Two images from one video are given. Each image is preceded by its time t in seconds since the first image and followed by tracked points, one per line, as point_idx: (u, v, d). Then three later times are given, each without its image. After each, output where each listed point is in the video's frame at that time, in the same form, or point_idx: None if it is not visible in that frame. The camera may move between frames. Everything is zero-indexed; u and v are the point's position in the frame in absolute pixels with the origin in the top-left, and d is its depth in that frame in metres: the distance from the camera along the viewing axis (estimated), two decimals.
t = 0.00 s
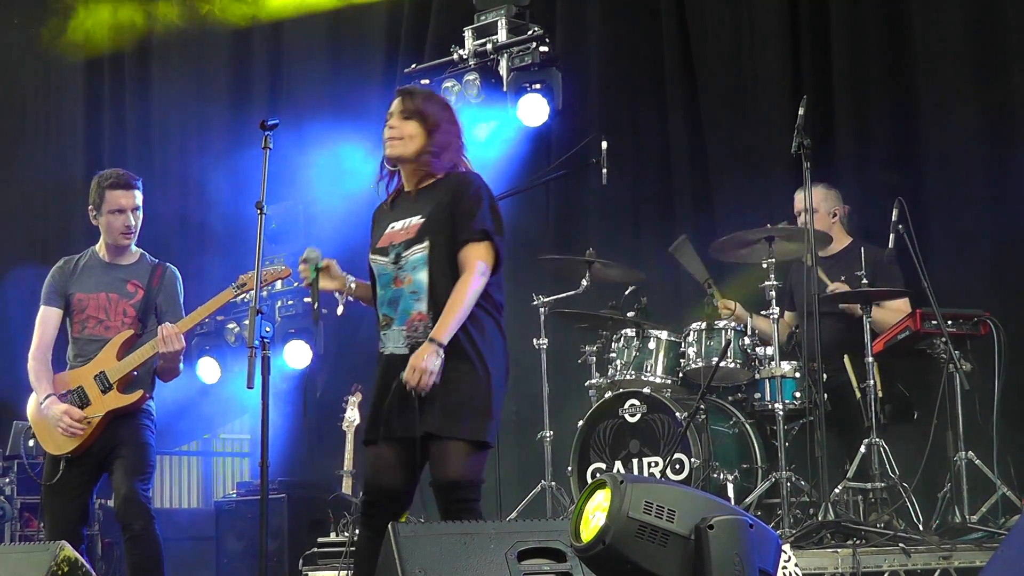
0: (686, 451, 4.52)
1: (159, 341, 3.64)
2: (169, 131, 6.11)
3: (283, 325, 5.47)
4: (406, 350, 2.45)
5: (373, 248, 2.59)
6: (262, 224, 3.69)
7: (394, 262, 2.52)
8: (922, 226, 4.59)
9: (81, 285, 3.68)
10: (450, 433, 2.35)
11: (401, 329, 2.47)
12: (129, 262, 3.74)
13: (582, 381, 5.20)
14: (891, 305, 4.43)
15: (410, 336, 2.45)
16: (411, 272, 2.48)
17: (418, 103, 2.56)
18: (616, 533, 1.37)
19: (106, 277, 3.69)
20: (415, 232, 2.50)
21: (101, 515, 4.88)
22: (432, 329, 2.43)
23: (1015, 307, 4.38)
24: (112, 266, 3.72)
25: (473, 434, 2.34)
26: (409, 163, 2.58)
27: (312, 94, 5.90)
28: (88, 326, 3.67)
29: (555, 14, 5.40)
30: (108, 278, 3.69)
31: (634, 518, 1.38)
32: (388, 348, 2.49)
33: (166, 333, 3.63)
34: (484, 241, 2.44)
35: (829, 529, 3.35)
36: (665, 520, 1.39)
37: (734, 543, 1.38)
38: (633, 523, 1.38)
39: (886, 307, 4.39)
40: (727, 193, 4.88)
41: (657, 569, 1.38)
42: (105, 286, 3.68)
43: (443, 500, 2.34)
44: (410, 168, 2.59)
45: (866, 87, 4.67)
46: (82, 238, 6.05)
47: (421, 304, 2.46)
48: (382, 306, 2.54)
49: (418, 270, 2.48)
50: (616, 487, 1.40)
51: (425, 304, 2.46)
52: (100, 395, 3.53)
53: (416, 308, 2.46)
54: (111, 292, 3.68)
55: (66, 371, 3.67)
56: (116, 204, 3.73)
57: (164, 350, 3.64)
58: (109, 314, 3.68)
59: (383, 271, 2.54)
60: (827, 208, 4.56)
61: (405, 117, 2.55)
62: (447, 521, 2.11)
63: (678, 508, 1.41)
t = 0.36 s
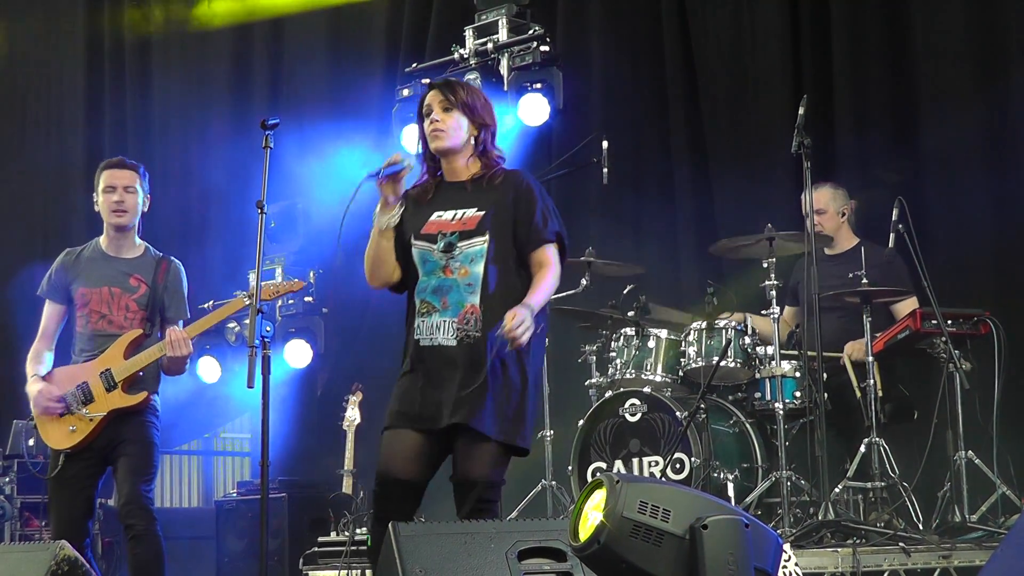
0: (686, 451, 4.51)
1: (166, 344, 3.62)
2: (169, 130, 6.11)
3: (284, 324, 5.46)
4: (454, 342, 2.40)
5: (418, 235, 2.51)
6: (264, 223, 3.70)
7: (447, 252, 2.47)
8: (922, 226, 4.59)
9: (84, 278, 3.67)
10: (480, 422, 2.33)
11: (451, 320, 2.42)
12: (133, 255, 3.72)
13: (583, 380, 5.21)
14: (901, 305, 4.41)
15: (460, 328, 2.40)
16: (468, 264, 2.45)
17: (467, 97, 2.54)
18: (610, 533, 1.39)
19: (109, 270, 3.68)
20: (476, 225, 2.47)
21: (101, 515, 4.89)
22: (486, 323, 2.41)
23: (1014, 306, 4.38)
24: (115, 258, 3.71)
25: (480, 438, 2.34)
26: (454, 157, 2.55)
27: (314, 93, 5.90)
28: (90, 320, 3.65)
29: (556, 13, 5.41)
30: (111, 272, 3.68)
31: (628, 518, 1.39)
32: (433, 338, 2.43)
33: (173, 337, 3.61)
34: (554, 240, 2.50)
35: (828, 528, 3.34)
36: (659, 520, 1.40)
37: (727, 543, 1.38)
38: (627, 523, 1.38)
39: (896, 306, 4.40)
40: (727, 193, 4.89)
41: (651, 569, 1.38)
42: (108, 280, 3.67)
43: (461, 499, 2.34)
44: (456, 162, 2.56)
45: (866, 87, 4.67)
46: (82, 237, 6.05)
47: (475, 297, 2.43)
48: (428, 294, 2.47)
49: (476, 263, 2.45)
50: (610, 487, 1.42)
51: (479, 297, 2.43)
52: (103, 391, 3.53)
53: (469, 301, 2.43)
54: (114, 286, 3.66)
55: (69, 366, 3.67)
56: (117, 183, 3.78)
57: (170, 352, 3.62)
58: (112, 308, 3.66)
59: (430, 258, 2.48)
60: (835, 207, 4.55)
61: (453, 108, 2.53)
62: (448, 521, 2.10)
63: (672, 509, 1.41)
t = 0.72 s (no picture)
0: (685, 453, 4.48)
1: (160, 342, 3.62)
2: (169, 132, 6.11)
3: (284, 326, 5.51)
4: (478, 328, 2.33)
5: (439, 220, 2.45)
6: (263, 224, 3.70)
7: (470, 239, 2.40)
8: (921, 228, 4.59)
9: (79, 273, 3.69)
10: (502, 410, 2.28)
11: (476, 306, 2.35)
12: (127, 251, 3.71)
13: (582, 383, 5.20)
14: (900, 306, 4.44)
15: (484, 313, 2.34)
16: (493, 249, 2.38)
17: (483, 97, 2.48)
18: (604, 535, 1.41)
19: (101, 265, 3.68)
20: (501, 212, 2.41)
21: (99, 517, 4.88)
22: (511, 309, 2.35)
23: (1014, 309, 4.38)
24: (109, 254, 3.72)
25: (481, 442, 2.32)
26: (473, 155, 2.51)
27: (315, 95, 5.90)
28: (84, 314, 3.67)
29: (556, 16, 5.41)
30: (103, 267, 3.67)
31: (621, 521, 1.42)
32: (454, 325, 2.35)
33: (166, 333, 3.61)
34: (568, 233, 2.53)
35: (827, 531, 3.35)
36: (653, 524, 1.43)
37: (717, 546, 1.42)
38: (620, 526, 1.41)
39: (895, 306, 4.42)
40: (727, 195, 4.89)
41: (645, 572, 1.41)
42: (100, 274, 3.67)
43: (479, 498, 2.31)
44: (475, 159, 2.52)
45: (865, 90, 4.67)
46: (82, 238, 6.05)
47: (501, 282, 2.36)
48: (448, 280, 2.39)
49: (501, 249, 2.38)
50: (605, 491, 1.45)
51: (506, 282, 2.36)
52: (95, 386, 3.52)
53: (495, 286, 2.36)
54: (105, 281, 3.66)
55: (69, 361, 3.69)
56: (88, 186, 3.74)
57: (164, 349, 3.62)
58: (103, 303, 3.66)
59: (451, 245, 2.41)
60: (835, 210, 4.58)
61: (468, 109, 2.48)
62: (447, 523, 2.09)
63: (665, 513, 1.44)
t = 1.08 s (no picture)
0: (685, 456, 4.46)
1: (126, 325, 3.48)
2: (168, 132, 6.11)
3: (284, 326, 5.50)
4: (492, 338, 2.33)
5: (443, 222, 2.40)
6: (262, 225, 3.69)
7: (478, 244, 2.38)
8: (921, 230, 4.59)
9: (72, 274, 3.70)
10: (504, 413, 2.29)
11: (489, 315, 2.34)
12: (118, 249, 3.70)
13: (581, 384, 5.20)
14: (900, 310, 4.43)
15: (499, 323, 2.33)
16: (504, 257, 2.37)
17: (483, 89, 2.46)
18: (599, 536, 1.42)
19: (92, 265, 3.68)
20: (509, 219, 2.40)
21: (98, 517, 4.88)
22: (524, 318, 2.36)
23: (1013, 311, 4.38)
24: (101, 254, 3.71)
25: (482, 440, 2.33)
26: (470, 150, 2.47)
27: (314, 96, 5.89)
28: (77, 313, 3.67)
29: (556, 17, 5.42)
30: (94, 266, 3.67)
31: (616, 522, 1.42)
32: (465, 333, 2.32)
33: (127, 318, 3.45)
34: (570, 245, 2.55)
35: (827, 532, 3.35)
36: (647, 525, 1.43)
37: (712, 548, 1.42)
38: (615, 527, 1.42)
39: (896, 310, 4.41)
40: (727, 197, 4.89)
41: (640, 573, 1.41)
42: (91, 273, 3.67)
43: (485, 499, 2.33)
44: (471, 154, 2.48)
45: (865, 92, 4.67)
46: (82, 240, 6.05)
47: (514, 292, 2.35)
48: (457, 286, 2.36)
49: (512, 257, 2.38)
50: (600, 493, 1.45)
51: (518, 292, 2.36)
52: (80, 376, 3.48)
53: (508, 296, 2.35)
54: (95, 279, 3.66)
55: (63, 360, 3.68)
56: (74, 189, 3.72)
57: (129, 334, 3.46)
58: (94, 301, 3.65)
59: (459, 250, 2.38)
60: (844, 206, 4.55)
61: (470, 101, 2.45)
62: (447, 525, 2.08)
63: (661, 514, 1.44)
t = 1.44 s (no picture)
0: (685, 456, 4.47)
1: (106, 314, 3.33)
2: (169, 133, 6.12)
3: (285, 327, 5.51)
4: (499, 334, 2.29)
5: (440, 218, 2.32)
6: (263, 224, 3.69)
7: (477, 238, 2.31)
8: (922, 231, 4.58)
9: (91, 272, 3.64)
10: (506, 414, 2.27)
11: (494, 310, 2.29)
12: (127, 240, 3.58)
13: (581, 385, 5.20)
14: (900, 310, 4.44)
15: (505, 319, 2.30)
16: (504, 251, 2.32)
17: (480, 78, 2.40)
18: (595, 537, 1.42)
19: (104, 260, 3.59)
20: (507, 211, 2.33)
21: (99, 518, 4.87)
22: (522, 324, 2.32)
23: (1014, 312, 4.38)
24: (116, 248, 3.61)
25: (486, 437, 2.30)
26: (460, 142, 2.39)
27: (315, 97, 5.90)
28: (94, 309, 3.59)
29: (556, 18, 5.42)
30: (105, 261, 3.58)
31: (613, 523, 1.43)
32: (472, 330, 2.28)
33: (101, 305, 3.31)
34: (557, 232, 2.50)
35: (828, 534, 3.35)
36: (643, 525, 1.44)
37: (708, 548, 1.42)
38: (611, 527, 1.43)
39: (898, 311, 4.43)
40: (728, 198, 4.89)
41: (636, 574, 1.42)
42: (102, 267, 3.57)
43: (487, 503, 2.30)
44: (461, 147, 2.39)
45: (865, 92, 4.68)
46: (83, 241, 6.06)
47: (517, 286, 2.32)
48: (459, 282, 2.30)
49: (512, 250, 2.33)
50: (599, 493, 1.45)
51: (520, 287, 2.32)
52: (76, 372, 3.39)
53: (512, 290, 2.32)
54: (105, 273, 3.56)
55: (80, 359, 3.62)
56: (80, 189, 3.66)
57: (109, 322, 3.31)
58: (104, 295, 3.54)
59: (457, 246, 2.31)
60: (842, 205, 4.56)
61: (466, 89, 2.38)
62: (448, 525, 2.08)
63: (658, 514, 1.44)
